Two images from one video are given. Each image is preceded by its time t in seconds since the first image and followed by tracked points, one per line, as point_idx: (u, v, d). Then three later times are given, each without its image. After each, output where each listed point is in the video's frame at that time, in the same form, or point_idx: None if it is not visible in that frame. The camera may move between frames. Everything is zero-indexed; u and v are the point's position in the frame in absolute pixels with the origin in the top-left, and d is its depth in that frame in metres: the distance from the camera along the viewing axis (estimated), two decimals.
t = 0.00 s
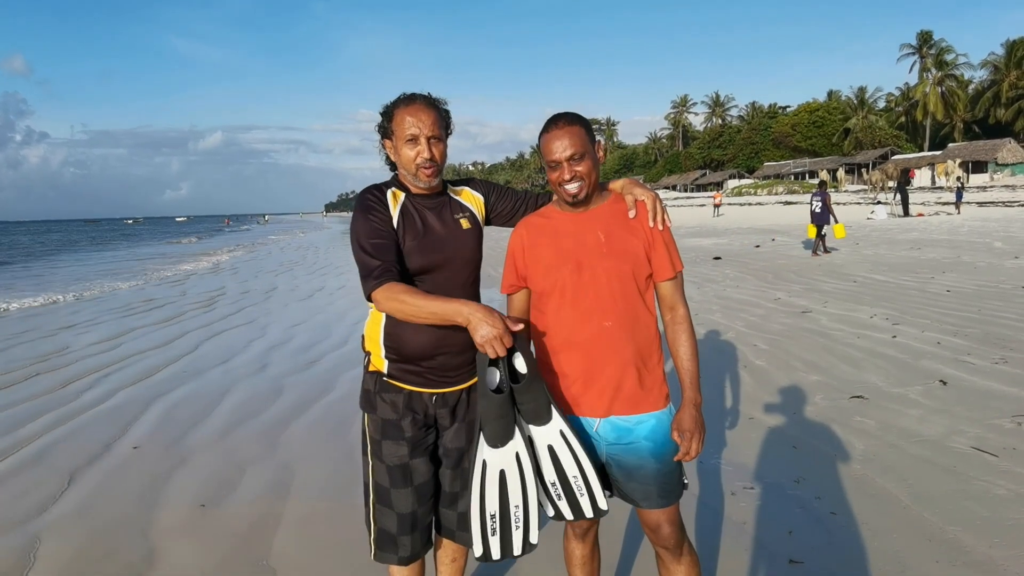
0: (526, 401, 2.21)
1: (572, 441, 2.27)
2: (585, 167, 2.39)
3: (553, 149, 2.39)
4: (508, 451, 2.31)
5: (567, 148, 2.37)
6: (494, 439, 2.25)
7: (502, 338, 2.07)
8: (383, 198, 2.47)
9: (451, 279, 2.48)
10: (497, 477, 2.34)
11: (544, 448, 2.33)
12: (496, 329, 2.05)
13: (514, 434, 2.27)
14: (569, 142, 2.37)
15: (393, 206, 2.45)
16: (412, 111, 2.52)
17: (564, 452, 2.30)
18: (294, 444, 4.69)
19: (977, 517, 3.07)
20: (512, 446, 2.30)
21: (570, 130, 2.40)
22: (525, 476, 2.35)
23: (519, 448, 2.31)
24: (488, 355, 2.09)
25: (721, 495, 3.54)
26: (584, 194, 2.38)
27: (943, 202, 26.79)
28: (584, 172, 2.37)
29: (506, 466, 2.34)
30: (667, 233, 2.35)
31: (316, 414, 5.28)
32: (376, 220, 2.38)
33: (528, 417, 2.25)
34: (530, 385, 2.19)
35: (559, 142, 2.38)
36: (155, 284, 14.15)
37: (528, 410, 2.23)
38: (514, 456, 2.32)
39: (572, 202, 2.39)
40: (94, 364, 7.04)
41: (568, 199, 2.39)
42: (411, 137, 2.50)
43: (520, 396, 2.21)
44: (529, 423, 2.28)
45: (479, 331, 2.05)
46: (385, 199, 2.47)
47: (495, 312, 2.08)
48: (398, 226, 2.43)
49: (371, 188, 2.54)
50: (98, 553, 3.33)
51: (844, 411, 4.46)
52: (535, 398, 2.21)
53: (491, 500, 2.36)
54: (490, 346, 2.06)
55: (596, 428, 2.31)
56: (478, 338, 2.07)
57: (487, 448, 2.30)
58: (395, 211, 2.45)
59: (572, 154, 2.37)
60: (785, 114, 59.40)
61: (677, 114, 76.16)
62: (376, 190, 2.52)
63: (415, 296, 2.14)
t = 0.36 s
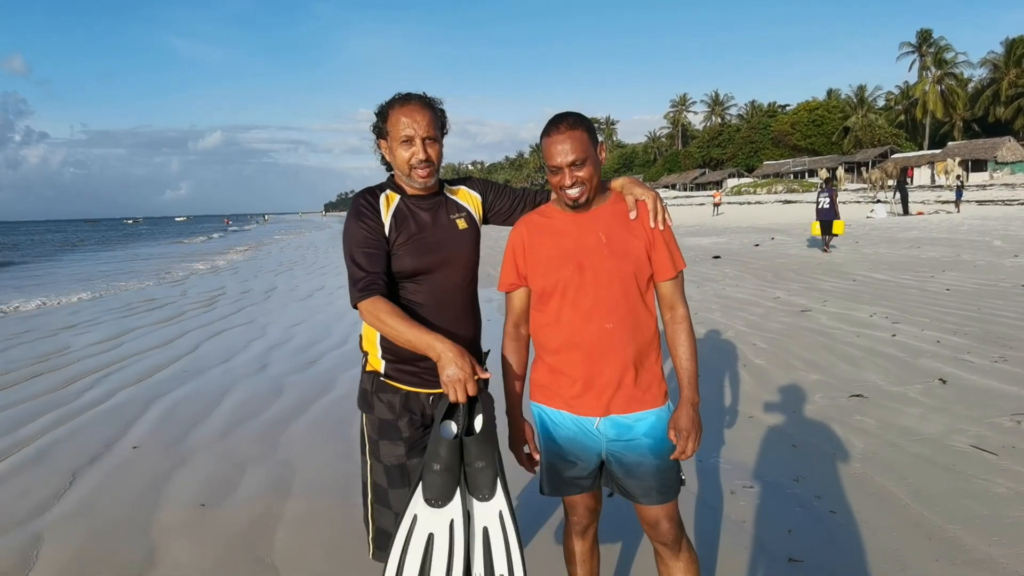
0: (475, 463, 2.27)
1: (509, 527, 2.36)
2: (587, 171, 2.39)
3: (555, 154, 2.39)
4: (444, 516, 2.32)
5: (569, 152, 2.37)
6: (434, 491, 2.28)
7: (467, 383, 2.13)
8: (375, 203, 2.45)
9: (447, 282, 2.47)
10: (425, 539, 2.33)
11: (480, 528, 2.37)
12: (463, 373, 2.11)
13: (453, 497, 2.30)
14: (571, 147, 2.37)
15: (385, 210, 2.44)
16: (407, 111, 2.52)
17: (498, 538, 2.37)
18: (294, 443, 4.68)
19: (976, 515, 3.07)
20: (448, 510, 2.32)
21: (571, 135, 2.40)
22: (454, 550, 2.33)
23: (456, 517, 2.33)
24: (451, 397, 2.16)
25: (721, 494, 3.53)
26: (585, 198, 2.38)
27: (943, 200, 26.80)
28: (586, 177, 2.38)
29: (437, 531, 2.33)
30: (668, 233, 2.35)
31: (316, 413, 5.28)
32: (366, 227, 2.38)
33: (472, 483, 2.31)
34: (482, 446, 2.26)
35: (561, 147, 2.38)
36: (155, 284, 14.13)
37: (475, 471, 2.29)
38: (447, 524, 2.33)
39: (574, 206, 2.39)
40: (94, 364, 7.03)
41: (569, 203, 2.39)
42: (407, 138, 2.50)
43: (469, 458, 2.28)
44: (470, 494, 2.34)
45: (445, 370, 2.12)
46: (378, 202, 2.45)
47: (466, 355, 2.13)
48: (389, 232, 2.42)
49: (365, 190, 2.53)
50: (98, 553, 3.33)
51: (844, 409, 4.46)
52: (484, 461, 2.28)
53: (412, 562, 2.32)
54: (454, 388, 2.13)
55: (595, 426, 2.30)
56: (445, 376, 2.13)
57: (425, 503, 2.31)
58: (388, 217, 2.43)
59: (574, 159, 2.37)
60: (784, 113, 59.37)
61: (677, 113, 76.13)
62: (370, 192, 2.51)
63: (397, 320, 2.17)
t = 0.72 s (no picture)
0: (465, 443, 2.27)
1: (483, 513, 2.37)
2: (586, 168, 2.39)
3: (555, 149, 2.39)
4: (420, 487, 2.37)
5: (569, 148, 2.37)
6: (418, 461, 2.31)
7: (470, 368, 2.18)
8: (373, 202, 2.43)
9: (444, 281, 2.47)
10: (397, 503, 2.39)
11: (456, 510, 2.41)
12: (467, 358, 2.17)
13: (435, 471, 2.33)
14: (571, 143, 2.37)
15: (382, 211, 2.43)
16: (412, 109, 2.52)
17: (471, 522, 2.40)
18: (293, 443, 4.67)
19: (976, 515, 3.06)
20: (428, 481, 2.36)
21: (570, 132, 2.40)
22: (423, 521, 2.39)
23: (432, 490, 2.38)
24: (456, 382, 2.20)
25: (720, 493, 3.53)
26: (583, 195, 2.37)
27: (943, 199, 26.77)
28: (585, 174, 2.37)
29: (411, 498, 2.38)
30: (667, 233, 2.35)
31: (315, 413, 5.26)
32: (362, 229, 2.36)
33: (457, 463, 2.33)
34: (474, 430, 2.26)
35: (559, 143, 2.38)
36: (154, 284, 14.10)
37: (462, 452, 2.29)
38: (422, 494, 2.38)
39: (572, 202, 2.38)
40: (93, 364, 7.01)
41: (567, 199, 2.38)
42: (408, 137, 2.49)
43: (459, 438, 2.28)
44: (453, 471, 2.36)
45: (450, 356, 2.16)
46: (375, 203, 2.43)
47: (468, 341, 2.19)
48: (385, 233, 2.41)
49: (363, 188, 2.52)
50: (97, 553, 3.32)
51: (844, 409, 4.45)
52: (474, 444, 2.27)
53: (380, 523, 2.40)
54: (459, 373, 2.17)
55: (595, 427, 2.29)
56: (449, 363, 2.17)
57: (405, 468, 2.35)
58: (384, 218, 2.42)
59: (573, 155, 2.37)
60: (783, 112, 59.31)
61: (676, 112, 76.09)
62: (368, 190, 2.49)
63: (395, 315, 2.21)
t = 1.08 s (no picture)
0: (437, 486, 2.37)
1: (485, 526, 2.37)
2: (585, 158, 2.38)
3: (553, 139, 2.37)
4: (431, 537, 2.39)
5: (568, 138, 2.36)
6: (414, 524, 2.34)
7: (408, 429, 2.31)
8: (363, 210, 2.36)
9: (444, 277, 2.45)
10: (426, 563, 2.40)
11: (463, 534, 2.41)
12: (406, 421, 2.29)
13: (432, 519, 2.37)
14: (570, 132, 2.37)
15: (371, 214, 2.37)
16: (408, 105, 2.51)
17: (479, 537, 2.38)
18: (289, 441, 4.65)
19: (975, 509, 3.06)
20: (434, 532, 2.39)
21: (569, 122, 2.39)
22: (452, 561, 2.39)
23: (441, 532, 2.40)
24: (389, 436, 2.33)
25: (718, 489, 3.52)
26: (583, 185, 2.35)
27: (936, 194, 26.87)
28: (585, 163, 2.35)
29: (434, 551, 2.40)
30: (663, 227, 2.34)
31: (311, 411, 5.23)
32: (352, 235, 2.32)
33: (442, 502, 2.39)
34: (438, 470, 2.38)
35: (559, 132, 2.37)
36: (146, 283, 13.98)
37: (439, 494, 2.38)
38: (438, 541, 2.40)
39: (571, 193, 2.35)
40: (85, 364, 6.94)
41: (566, 190, 2.35)
42: (406, 133, 2.48)
43: (432, 482, 2.37)
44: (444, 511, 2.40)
45: (390, 416, 2.28)
46: (366, 208, 2.37)
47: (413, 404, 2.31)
48: (376, 236, 2.37)
49: (356, 190, 2.48)
50: (92, 554, 3.28)
51: (841, 404, 4.45)
52: (444, 482, 2.37)
53: None
54: (394, 430, 2.30)
55: (595, 424, 2.28)
56: (389, 419, 2.29)
57: (411, 536, 2.38)
58: (374, 223, 2.37)
59: (573, 145, 2.36)
60: (776, 108, 59.35)
61: (669, 109, 76.07)
62: (360, 194, 2.42)
63: (360, 345, 2.30)
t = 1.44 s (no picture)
0: (412, 490, 2.37)
1: (453, 535, 2.39)
2: (578, 144, 2.37)
3: (547, 124, 2.37)
4: (381, 530, 2.39)
5: (562, 123, 2.36)
6: (371, 516, 2.36)
7: (399, 428, 2.29)
8: (349, 207, 2.34)
9: (434, 271, 2.42)
10: (365, 553, 2.41)
11: (429, 536, 2.42)
12: (398, 419, 2.28)
13: (390, 516, 2.38)
14: (564, 118, 2.36)
15: (357, 211, 2.34)
16: (390, 96, 2.49)
17: (446, 544, 2.41)
18: (279, 440, 4.61)
19: (964, 493, 3.10)
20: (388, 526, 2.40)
21: (563, 108, 2.38)
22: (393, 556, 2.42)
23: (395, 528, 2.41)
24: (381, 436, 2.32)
25: (710, 479, 3.54)
26: (576, 172, 2.33)
27: (916, 184, 27.21)
28: (578, 149, 2.34)
29: (376, 544, 2.41)
30: (657, 217, 2.33)
31: (300, 409, 5.19)
32: (339, 232, 2.31)
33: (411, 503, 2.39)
34: (419, 473, 2.36)
35: (554, 117, 2.37)
36: (129, 283, 13.79)
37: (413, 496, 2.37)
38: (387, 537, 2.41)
39: (564, 179, 2.34)
40: (68, 366, 6.83)
41: (559, 176, 2.34)
42: (390, 124, 2.46)
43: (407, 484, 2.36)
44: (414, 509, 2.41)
45: (381, 415, 2.27)
46: (353, 204, 2.35)
47: (404, 402, 2.30)
48: (364, 233, 2.35)
49: (342, 185, 2.46)
50: (82, 557, 3.24)
51: (829, 392, 4.49)
52: (423, 486, 2.36)
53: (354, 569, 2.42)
54: (386, 429, 2.29)
55: (591, 415, 2.28)
56: (381, 419, 2.28)
57: (361, 523, 2.39)
58: (361, 220, 2.35)
59: (567, 129, 2.35)
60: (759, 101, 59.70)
61: (652, 102, 76.26)
62: (346, 191, 2.40)
63: (352, 343, 2.31)
